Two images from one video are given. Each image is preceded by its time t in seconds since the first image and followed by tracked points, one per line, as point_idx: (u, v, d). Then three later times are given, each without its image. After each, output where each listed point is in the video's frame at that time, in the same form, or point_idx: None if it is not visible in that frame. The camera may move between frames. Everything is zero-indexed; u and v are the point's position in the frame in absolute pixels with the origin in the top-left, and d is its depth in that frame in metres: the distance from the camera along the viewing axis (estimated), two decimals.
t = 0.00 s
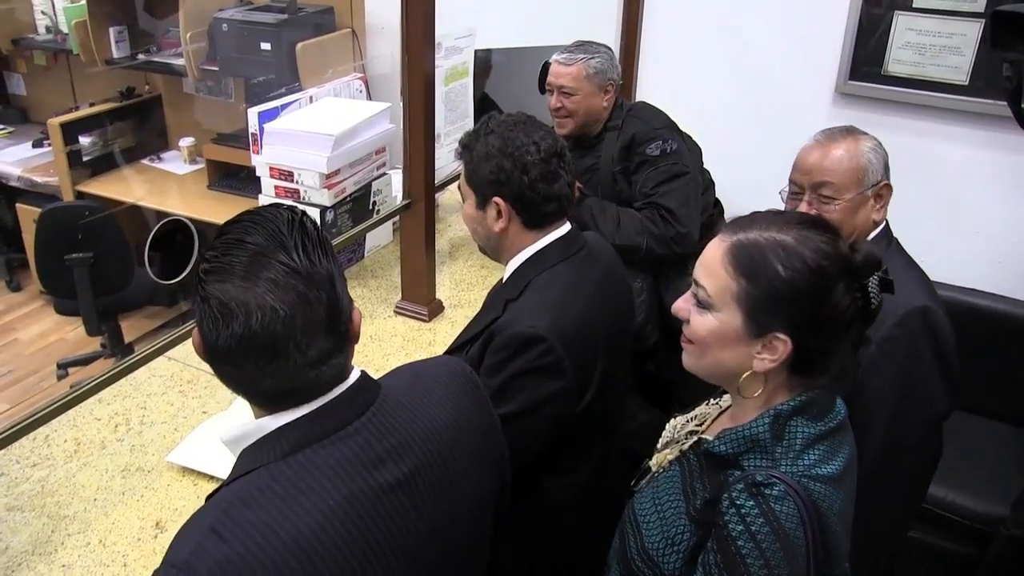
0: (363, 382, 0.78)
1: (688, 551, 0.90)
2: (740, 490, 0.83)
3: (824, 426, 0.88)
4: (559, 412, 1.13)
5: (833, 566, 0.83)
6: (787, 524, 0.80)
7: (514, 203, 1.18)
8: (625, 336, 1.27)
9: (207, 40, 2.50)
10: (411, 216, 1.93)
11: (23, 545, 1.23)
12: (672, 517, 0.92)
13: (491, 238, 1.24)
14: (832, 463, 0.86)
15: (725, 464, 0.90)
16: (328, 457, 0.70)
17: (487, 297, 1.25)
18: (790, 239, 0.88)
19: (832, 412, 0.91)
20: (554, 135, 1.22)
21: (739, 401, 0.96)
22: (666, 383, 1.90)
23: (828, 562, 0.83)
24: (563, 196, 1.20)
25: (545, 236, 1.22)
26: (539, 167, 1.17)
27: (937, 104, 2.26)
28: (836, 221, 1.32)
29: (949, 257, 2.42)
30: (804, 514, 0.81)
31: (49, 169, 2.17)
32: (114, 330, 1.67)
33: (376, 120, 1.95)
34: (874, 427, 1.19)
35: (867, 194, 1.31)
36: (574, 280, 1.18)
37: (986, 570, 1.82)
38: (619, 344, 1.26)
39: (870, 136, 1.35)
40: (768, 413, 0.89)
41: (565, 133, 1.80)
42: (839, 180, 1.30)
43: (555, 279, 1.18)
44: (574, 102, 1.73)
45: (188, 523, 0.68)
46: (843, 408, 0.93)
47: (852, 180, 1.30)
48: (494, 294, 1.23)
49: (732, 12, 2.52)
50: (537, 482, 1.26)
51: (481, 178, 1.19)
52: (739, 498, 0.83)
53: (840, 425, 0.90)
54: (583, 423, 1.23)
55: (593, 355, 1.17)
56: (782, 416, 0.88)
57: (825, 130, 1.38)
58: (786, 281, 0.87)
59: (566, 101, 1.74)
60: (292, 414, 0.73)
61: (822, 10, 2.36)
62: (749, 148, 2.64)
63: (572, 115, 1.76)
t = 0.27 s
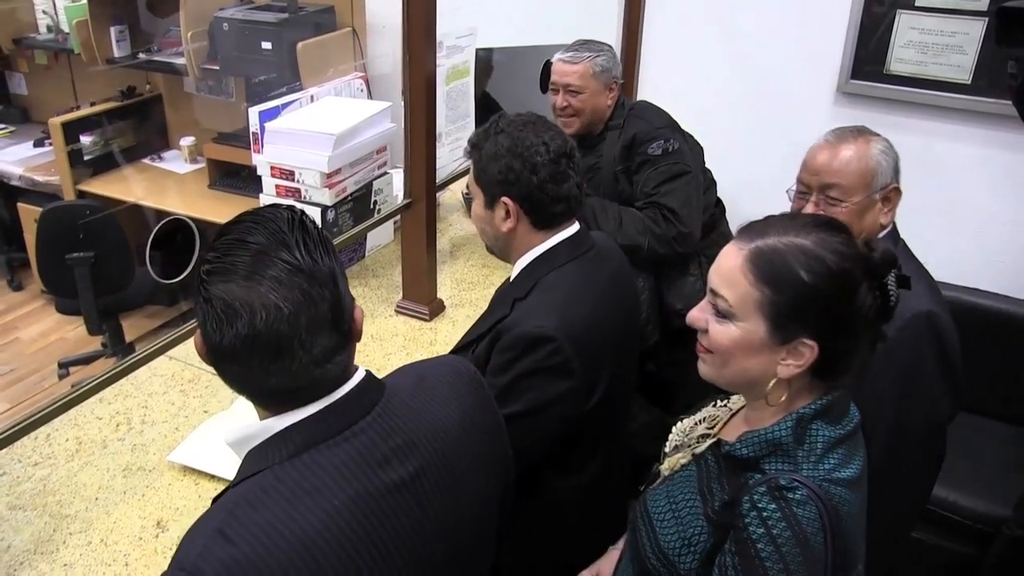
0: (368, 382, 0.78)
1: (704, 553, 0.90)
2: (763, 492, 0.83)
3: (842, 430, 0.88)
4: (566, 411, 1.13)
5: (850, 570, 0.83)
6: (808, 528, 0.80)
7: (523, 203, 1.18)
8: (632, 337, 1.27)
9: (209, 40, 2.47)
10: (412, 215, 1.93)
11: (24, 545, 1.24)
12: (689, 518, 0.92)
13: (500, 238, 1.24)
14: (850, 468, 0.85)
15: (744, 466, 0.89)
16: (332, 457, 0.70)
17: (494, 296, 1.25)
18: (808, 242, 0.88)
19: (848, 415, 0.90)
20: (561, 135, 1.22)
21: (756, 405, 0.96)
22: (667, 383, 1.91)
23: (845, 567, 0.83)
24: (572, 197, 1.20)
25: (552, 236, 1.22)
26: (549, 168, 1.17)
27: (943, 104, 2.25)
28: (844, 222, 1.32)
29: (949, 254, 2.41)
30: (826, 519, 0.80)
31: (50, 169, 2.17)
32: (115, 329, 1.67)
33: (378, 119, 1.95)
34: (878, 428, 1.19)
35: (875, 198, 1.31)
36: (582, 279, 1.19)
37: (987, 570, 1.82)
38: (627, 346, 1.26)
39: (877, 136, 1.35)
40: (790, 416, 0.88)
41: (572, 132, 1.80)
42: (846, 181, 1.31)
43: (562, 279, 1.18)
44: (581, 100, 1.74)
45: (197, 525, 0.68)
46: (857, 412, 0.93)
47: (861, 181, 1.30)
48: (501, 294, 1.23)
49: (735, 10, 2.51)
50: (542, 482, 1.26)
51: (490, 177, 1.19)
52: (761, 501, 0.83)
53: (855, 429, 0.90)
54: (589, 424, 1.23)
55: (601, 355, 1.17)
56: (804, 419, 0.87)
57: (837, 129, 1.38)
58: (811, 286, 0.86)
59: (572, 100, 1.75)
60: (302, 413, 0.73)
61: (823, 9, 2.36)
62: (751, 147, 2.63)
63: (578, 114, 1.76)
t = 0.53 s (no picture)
0: (374, 382, 0.78)
1: (722, 559, 0.89)
2: (786, 498, 0.82)
3: (859, 433, 0.87)
4: (570, 411, 1.13)
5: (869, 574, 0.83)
6: (832, 533, 0.79)
7: (527, 203, 1.19)
8: (636, 337, 1.27)
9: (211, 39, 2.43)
10: (415, 215, 1.93)
11: (27, 542, 1.24)
12: (706, 524, 0.91)
13: (504, 238, 1.24)
14: (869, 472, 0.85)
15: (762, 472, 0.88)
16: (340, 457, 0.71)
17: (497, 295, 1.26)
18: (824, 245, 0.87)
19: (862, 421, 0.90)
20: (566, 134, 1.22)
21: (772, 410, 0.95)
22: (670, 383, 1.91)
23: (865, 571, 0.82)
24: (576, 195, 1.20)
25: (556, 235, 1.22)
26: (552, 167, 1.17)
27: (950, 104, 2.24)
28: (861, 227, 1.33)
29: (953, 257, 2.41)
30: (848, 523, 0.80)
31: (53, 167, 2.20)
32: (117, 328, 1.67)
33: (381, 117, 1.95)
34: (882, 429, 1.19)
35: (897, 210, 1.31)
36: (586, 279, 1.18)
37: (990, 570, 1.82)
38: (631, 346, 1.26)
39: (914, 147, 1.34)
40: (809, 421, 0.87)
41: (579, 131, 1.80)
42: (868, 188, 1.31)
43: (566, 278, 1.18)
44: (589, 98, 1.74)
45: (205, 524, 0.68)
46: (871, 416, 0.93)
47: (883, 191, 1.31)
48: (505, 293, 1.23)
49: (737, 10, 2.51)
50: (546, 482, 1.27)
51: (494, 177, 1.19)
52: (784, 507, 0.82)
53: (869, 433, 0.90)
54: (593, 424, 1.23)
55: (604, 354, 1.17)
56: (824, 423, 0.86)
57: (878, 133, 1.38)
58: (831, 290, 0.85)
59: (581, 98, 1.75)
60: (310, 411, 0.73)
61: (826, 8, 2.36)
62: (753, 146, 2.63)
63: (587, 112, 1.76)
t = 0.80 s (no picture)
0: (374, 382, 0.78)
1: (741, 565, 0.87)
2: (805, 505, 0.81)
3: (874, 438, 0.87)
4: (574, 411, 1.13)
5: None
6: (851, 540, 0.78)
7: (530, 202, 1.19)
8: (640, 338, 1.27)
9: (217, 39, 2.43)
10: (420, 215, 1.94)
11: (34, 540, 1.24)
12: (722, 530, 0.89)
13: (509, 238, 1.24)
14: (885, 478, 0.84)
15: (779, 477, 0.87)
16: (325, 461, 0.70)
17: (503, 295, 1.26)
18: (840, 250, 0.86)
19: (875, 427, 0.89)
20: (570, 134, 1.22)
21: (788, 415, 0.94)
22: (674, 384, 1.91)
23: None
24: (579, 195, 1.20)
25: (560, 235, 1.22)
26: (556, 166, 1.17)
27: (947, 104, 2.24)
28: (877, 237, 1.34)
29: (956, 258, 2.39)
30: (868, 531, 0.79)
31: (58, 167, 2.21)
32: (122, 327, 1.67)
33: (386, 117, 1.96)
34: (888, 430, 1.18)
35: (912, 222, 1.31)
36: (590, 279, 1.18)
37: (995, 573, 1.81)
38: (636, 347, 1.26)
39: (934, 160, 1.34)
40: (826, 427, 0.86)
41: (587, 132, 1.80)
42: (884, 199, 1.31)
43: (571, 277, 1.18)
44: (596, 99, 1.74)
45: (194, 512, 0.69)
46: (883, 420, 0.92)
47: (899, 203, 1.31)
48: (510, 293, 1.24)
49: (741, 10, 2.50)
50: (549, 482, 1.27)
51: (497, 177, 1.19)
52: (803, 513, 0.81)
53: (883, 437, 0.89)
54: (597, 424, 1.23)
55: (609, 354, 1.17)
56: (841, 429, 0.85)
57: (902, 142, 1.37)
58: (846, 293, 0.85)
59: (589, 98, 1.75)
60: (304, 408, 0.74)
61: (831, 9, 2.35)
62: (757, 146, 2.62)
63: (595, 112, 1.76)
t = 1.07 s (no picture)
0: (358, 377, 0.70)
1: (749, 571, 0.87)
2: (815, 514, 0.81)
3: (887, 447, 0.86)
4: (578, 411, 1.14)
5: None
6: (863, 551, 0.78)
7: (535, 202, 1.19)
8: (645, 338, 1.26)
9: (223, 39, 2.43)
10: (426, 214, 1.94)
11: (40, 539, 1.25)
12: (731, 536, 0.89)
13: (513, 238, 1.25)
14: (897, 487, 0.84)
15: (790, 484, 0.86)
16: (289, 453, 0.64)
17: (507, 294, 1.26)
18: (849, 251, 0.86)
19: (889, 436, 0.88)
20: (574, 134, 1.22)
21: (796, 418, 0.94)
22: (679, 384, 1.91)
23: None
24: (584, 194, 1.20)
25: (565, 235, 1.22)
26: (561, 166, 1.17)
27: (949, 104, 2.24)
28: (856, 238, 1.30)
29: (960, 259, 2.38)
30: (879, 541, 0.79)
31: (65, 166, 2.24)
32: (128, 326, 1.68)
33: (391, 116, 1.96)
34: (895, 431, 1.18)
35: (893, 229, 1.26)
36: (595, 279, 1.18)
37: None
38: (640, 347, 1.25)
39: (942, 177, 1.27)
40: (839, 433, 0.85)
41: (597, 132, 1.80)
42: (866, 200, 1.28)
43: (575, 278, 1.18)
44: (606, 98, 1.75)
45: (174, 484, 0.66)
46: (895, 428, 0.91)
47: (880, 207, 1.26)
48: (514, 293, 1.24)
49: (747, 10, 2.50)
50: (553, 480, 1.27)
51: (502, 177, 1.20)
52: (814, 523, 0.80)
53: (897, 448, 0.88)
54: (601, 424, 1.23)
55: (614, 354, 1.17)
56: (854, 437, 0.84)
57: (921, 154, 1.32)
58: (852, 295, 0.84)
59: (599, 98, 1.76)
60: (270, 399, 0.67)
61: (837, 9, 2.34)
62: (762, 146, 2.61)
63: (606, 112, 1.77)
